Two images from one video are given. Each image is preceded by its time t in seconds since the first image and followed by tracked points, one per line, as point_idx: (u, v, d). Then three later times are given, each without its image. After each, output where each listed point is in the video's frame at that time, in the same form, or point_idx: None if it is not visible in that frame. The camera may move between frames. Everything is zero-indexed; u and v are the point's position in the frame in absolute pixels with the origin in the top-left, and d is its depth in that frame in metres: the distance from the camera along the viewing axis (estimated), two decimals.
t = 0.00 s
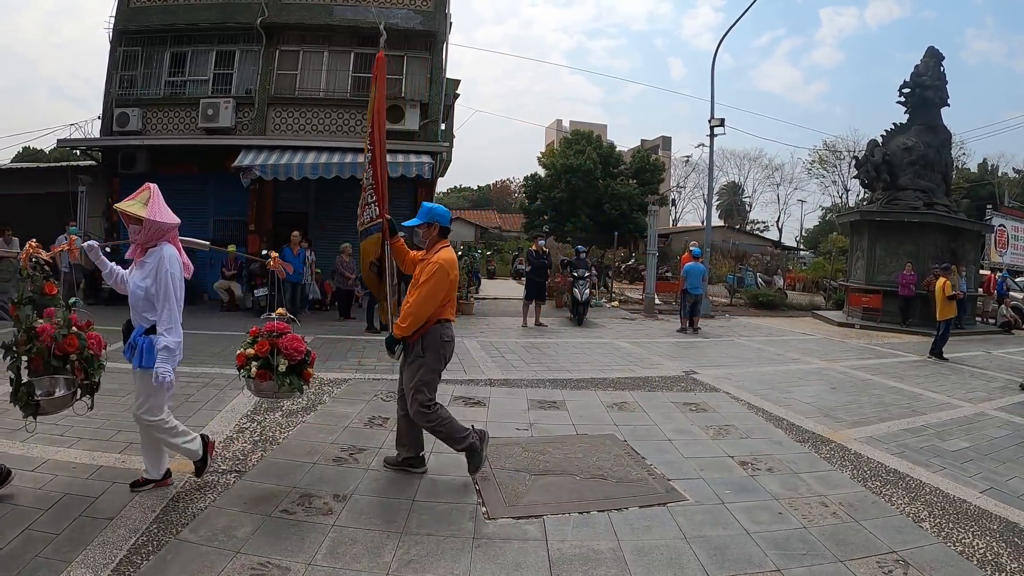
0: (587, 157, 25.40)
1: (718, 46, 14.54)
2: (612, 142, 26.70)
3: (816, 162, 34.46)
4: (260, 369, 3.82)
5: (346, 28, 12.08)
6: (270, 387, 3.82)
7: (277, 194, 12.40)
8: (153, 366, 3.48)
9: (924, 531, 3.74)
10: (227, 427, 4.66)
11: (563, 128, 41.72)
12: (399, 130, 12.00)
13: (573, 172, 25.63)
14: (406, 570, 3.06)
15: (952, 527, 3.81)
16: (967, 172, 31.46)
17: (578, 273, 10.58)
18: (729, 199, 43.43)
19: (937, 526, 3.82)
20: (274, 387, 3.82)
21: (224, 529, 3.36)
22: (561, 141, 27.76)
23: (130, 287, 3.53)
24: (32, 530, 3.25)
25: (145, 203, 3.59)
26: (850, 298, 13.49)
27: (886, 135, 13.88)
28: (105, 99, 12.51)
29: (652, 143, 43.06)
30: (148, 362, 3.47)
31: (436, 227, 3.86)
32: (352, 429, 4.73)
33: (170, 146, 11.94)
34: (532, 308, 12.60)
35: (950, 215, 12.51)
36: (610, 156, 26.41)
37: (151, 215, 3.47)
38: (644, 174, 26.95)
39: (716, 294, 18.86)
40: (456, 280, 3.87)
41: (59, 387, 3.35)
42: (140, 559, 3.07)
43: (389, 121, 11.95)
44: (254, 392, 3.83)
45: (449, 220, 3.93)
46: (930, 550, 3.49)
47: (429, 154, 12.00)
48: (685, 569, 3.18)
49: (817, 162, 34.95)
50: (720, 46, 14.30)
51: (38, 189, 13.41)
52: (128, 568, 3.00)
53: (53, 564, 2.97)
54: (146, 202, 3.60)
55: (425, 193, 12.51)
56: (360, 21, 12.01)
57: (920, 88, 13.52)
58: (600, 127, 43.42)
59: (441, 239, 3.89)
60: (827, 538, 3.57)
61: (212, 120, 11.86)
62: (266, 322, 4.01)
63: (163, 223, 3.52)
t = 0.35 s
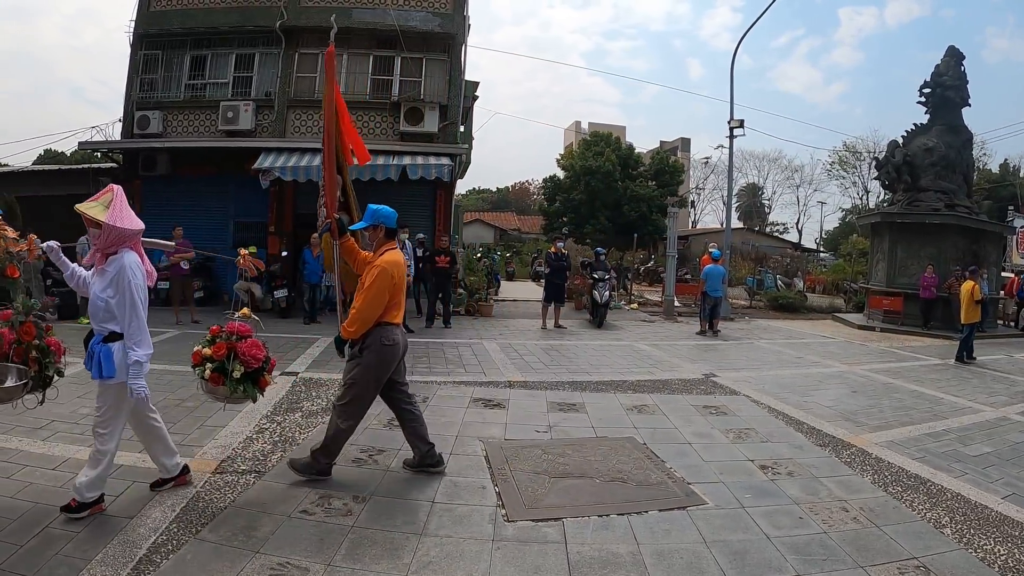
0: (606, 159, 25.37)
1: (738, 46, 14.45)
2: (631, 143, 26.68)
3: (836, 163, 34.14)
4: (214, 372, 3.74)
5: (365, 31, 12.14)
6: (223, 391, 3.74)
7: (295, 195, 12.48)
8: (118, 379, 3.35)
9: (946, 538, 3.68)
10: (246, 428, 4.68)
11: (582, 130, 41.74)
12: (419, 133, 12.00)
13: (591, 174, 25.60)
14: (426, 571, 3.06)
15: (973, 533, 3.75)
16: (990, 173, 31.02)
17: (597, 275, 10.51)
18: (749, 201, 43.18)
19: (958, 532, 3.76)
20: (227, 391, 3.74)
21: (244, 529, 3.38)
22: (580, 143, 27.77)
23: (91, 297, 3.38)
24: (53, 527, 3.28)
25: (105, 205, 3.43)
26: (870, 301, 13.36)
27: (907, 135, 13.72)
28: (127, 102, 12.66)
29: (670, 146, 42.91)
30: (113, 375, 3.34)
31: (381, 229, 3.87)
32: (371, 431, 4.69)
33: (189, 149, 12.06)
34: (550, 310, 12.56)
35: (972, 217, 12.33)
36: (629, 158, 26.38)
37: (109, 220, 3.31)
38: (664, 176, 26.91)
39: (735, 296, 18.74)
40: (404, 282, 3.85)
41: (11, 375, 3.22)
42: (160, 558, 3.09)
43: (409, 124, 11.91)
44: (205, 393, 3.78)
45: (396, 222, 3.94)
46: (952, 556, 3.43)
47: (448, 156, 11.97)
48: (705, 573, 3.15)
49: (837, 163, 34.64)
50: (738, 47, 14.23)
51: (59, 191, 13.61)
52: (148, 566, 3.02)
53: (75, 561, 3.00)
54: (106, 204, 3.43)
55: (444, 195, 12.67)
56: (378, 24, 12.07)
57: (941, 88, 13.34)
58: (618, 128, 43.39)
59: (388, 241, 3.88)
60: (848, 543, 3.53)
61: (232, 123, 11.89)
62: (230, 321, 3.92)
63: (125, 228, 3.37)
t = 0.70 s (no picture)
0: (634, 161, 25.32)
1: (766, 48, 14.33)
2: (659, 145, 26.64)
3: (865, 165, 33.68)
4: (190, 374, 3.65)
5: (392, 34, 12.24)
6: (202, 392, 3.68)
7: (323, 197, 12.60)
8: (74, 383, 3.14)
9: (975, 546, 3.60)
10: (275, 429, 4.71)
11: (609, 132, 41.72)
12: (447, 135, 12.09)
13: (619, 176, 25.56)
14: (452, 573, 3.07)
15: (1004, 542, 3.67)
16: None
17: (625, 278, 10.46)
18: (778, 203, 42.79)
19: (988, 541, 3.67)
20: (205, 393, 3.69)
21: (271, 527, 3.40)
22: (608, 145, 27.79)
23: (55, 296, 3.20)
24: (82, 523, 3.33)
25: (70, 199, 3.27)
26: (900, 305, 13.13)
27: (936, 136, 13.48)
28: (157, 105, 12.89)
29: (698, 147, 42.62)
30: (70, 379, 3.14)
31: (330, 221, 3.93)
32: (399, 430, 4.67)
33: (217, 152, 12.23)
34: (578, 311, 12.46)
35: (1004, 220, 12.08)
36: (656, 160, 26.33)
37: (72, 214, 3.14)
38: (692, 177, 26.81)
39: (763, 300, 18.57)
40: (348, 273, 3.87)
41: None
42: (187, 555, 3.14)
43: (437, 126, 12.03)
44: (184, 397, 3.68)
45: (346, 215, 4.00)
46: (981, 565, 3.36)
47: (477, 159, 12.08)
48: None
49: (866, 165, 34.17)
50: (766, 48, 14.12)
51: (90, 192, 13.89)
52: (176, 563, 3.06)
53: (104, 557, 3.05)
54: (71, 198, 3.27)
55: (473, 197, 12.76)
56: (405, 26, 12.15)
57: (971, 87, 13.09)
58: (645, 130, 43.34)
59: (336, 232, 3.95)
60: (876, 551, 3.47)
61: (260, 126, 12.08)
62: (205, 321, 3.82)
63: (89, 224, 3.19)
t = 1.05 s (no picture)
0: (671, 163, 25.20)
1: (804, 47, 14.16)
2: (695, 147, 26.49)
3: (904, 166, 33.03)
4: (190, 386, 3.64)
5: (429, 38, 12.35)
6: (203, 403, 3.69)
7: (362, 201, 12.65)
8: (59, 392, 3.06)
9: (1017, 556, 3.50)
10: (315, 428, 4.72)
11: (645, 135, 41.59)
12: (485, 138, 12.21)
13: (656, 178, 25.42)
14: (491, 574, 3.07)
15: None
16: None
17: (662, 280, 10.37)
18: (816, 206, 42.28)
19: None
20: (207, 403, 3.70)
21: (312, 526, 3.44)
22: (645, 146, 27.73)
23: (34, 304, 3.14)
24: (125, 519, 3.41)
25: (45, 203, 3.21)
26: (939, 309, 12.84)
27: (977, 135, 13.16)
28: (196, 110, 13.17)
29: (733, 149, 42.22)
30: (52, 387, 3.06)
31: (300, 229, 3.97)
32: (440, 431, 4.68)
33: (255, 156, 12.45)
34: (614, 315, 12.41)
35: None
36: (693, 162, 26.15)
37: (46, 214, 3.08)
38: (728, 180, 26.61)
39: (801, 304, 18.31)
40: (315, 280, 3.92)
41: None
42: (229, 552, 3.19)
43: (475, 129, 12.13)
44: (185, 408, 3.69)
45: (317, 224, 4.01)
46: None
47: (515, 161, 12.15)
48: None
49: (905, 166, 33.53)
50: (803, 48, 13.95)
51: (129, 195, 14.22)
52: (217, 560, 3.12)
53: (147, 554, 3.12)
54: (45, 201, 3.21)
55: (510, 200, 12.78)
56: (442, 30, 12.26)
57: (1012, 85, 12.75)
58: (681, 131, 43.13)
59: (305, 239, 3.98)
60: (916, 559, 3.39)
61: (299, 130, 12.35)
62: (194, 329, 3.78)
63: (64, 225, 3.13)
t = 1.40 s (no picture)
0: (715, 166, 25.03)
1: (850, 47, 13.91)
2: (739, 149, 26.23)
3: (952, 167, 32.19)
4: (173, 378, 3.84)
5: (472, 43, 12.41)
6: (185, 396, 3.86)
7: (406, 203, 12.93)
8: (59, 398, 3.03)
9: None
10: (361, 428, 4.77)
11: (687, 136, 41.40)
12: (529, 142, 12.02)
13: (700, 181, 25.24)
14: None
15: None
16: None
17: (707, 285, 10.24)
18: (861, 208, 41.58)
19: None
20: (189, 397, 3.86)
21: (360, 526, 3.48)
22: (688, 149, 27.61)
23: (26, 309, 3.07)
24: (175, 516, 3.50)
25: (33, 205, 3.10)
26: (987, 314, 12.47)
27: None
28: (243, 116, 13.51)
29: (778, 151, 41.51)
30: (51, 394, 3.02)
31: (286, 230, 4.08)
32: (487, 434, 4.71)
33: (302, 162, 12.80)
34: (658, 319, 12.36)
35: None
36: (737, 164, 25.86)
37: (37, 218, 2.99)
38: (773, 182, 26.26)
39: (846, 309, 17.97)
40: (300, 279, 4.02)
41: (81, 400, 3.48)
42: (278, 550, 3.24)
43: (520, 133, 11.94)
44: (167, 401, 3.87)
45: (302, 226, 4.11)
46: None
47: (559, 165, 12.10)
48: None
49: (953, 167, 32.67)
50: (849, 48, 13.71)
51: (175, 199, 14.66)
52: (267, 558, 3.17)
53: (197, 550, 3.19)
54: (33, 202, 3.11)
55: (555, 203, 12.66)
56: (484, 35, 12.30)
57: None
58: (724, 133, 42.76)
59: (291, 240, 4.09)
60: (966, 571, 3.30)
61: (344, 134, 12.35)
62: (186, 322, 3.97)
63: (56, 227, 3.05)
